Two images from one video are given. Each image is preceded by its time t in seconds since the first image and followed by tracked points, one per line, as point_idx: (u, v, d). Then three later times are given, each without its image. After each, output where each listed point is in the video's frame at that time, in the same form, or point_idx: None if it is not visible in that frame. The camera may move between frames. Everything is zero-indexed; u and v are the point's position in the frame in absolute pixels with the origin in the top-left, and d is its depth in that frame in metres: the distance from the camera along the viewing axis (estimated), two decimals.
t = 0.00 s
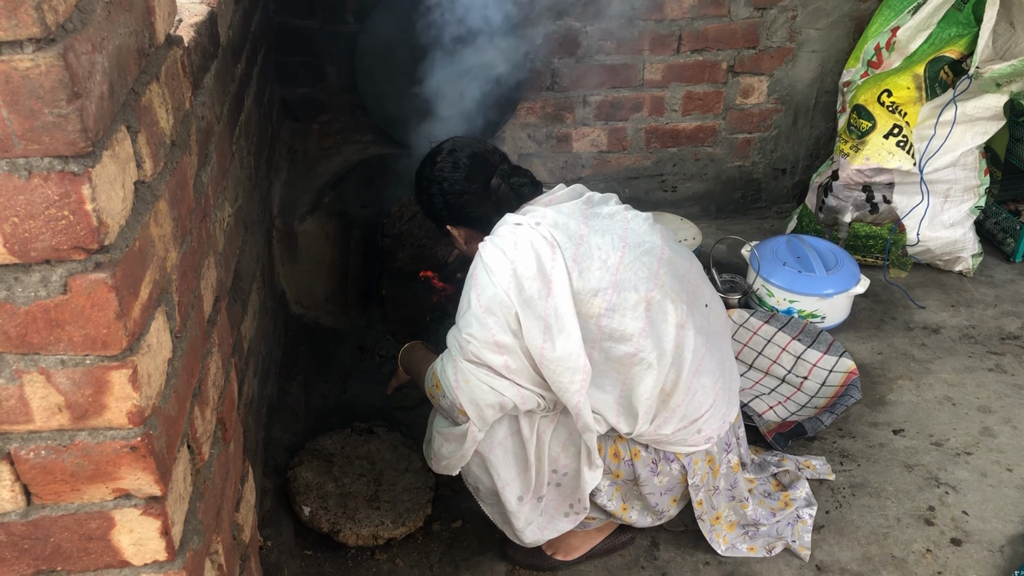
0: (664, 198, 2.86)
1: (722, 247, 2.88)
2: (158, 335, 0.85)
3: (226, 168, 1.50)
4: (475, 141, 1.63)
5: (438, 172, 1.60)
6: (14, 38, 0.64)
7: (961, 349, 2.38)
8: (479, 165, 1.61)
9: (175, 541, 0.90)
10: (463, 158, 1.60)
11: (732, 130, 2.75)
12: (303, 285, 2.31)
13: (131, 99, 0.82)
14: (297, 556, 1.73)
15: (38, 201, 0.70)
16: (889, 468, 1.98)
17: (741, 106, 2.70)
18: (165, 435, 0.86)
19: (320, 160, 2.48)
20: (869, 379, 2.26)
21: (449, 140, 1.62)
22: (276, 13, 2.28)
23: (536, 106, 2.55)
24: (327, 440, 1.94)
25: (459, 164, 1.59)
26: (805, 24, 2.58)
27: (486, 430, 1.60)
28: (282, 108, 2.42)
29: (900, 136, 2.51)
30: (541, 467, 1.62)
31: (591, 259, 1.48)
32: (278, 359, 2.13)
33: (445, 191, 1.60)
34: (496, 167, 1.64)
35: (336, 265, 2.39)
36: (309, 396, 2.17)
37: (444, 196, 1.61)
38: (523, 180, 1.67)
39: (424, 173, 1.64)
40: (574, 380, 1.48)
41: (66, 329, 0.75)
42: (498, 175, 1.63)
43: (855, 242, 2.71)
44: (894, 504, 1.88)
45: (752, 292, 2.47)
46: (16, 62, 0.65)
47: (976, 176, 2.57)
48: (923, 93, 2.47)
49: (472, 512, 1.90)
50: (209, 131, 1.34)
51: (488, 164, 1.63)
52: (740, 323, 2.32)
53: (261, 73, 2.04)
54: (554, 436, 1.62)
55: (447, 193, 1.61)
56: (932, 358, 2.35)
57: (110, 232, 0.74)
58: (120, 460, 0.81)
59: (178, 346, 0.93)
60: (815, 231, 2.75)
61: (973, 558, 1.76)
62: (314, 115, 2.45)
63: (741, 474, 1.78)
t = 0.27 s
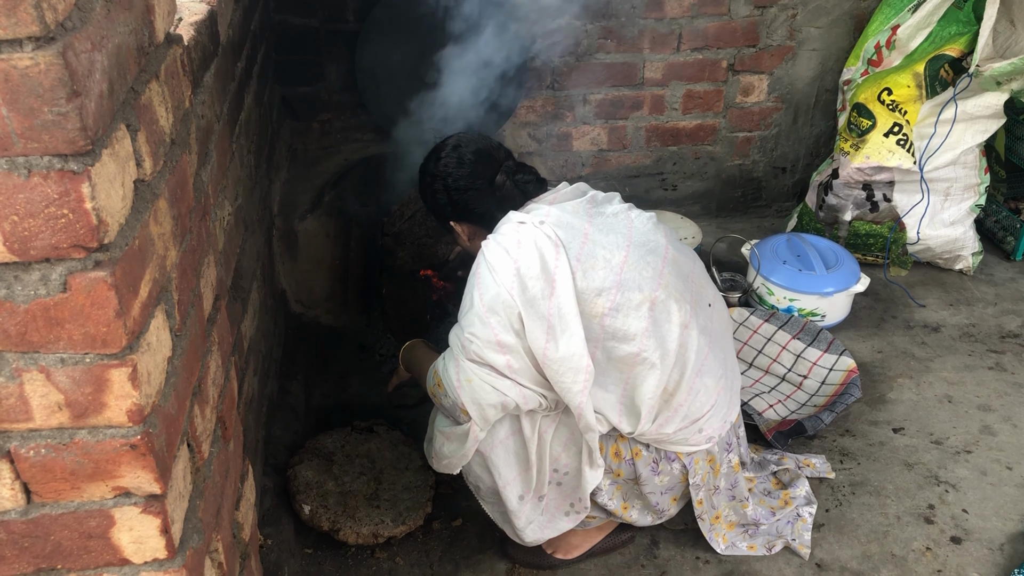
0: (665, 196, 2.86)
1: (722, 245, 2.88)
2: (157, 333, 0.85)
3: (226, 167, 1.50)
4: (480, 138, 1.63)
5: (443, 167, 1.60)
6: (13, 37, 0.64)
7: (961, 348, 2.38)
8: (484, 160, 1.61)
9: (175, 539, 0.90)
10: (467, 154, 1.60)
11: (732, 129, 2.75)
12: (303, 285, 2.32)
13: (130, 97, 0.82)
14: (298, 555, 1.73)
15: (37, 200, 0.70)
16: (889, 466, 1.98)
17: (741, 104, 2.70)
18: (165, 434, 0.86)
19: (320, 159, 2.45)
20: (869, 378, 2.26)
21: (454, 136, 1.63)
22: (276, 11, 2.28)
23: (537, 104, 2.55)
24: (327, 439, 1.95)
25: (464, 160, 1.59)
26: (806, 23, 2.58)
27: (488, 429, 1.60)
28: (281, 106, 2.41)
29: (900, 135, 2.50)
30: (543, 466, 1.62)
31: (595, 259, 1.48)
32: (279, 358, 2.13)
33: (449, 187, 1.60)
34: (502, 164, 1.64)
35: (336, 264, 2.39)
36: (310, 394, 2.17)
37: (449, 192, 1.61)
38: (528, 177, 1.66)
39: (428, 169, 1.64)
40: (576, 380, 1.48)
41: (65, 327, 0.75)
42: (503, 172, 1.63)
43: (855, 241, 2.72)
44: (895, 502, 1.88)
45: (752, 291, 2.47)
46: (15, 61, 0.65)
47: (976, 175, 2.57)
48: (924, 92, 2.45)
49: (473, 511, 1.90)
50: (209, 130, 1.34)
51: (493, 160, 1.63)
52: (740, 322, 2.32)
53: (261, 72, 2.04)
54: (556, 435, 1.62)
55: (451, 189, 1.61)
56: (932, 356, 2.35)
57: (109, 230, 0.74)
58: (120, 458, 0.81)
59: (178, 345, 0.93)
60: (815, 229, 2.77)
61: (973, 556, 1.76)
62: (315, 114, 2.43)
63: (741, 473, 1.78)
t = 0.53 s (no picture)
0: (665, 196, 2.87)
1: (722, 244, 2.88)
2: (157, 334, 0.85)
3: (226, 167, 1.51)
4: (486, 136, 1.63)
5: (448, 165, 1.60)
6: (13, 38, 0.64)
7: (961, 347, 2.38)
8: (489, 159, 1.61)
9: (176, 539, 0.90)
10: (472, 152, 1.60)
11: (732, 128, 2.75)
12: (302, 286, 2.33)
13: (129, 98, 0.82)
14: (298, 555, 1.73)
15: (37, 200, 0.70)
16: (890, 465, 1.98)
17: (741, 104, 2.70)
18: (165, 434, 0.87)
19: (320, 159, 2.45)
20: (869, 377, 2.27)
21: (459, 134, 1.63)
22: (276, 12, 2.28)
23: (537, 104, 2.55)
24: (327, 439, 1.95)
25: (468, 158, 1.59)
26: (806, 22, 2.58)
27: (490, 430, 1.60)
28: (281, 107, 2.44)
29: (900, 134, 2.50)
30: (544, 466, 1.63)
31: (599, 260, 1.48)
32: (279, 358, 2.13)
33: (454, 185, 1.61)
34: (507, 163, 1.63)
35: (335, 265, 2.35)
36: (310, 394, 2.18)
37: (454, 190, 1.61)
38: (534, 176, 1.65)
39: (432, 166, 1.64)
40: (579, 381, 1.48)
41: (66, 327, 0.75)
42: (508, 170, 1.62)
43: (855, 240, 2.72)
44: (895, 501, 1.88)
45: (752, 290, 2.47)
46: (15, 62, 0.65)
47: (976, 174, 2.57)
48: (924, 91, 2.45)
49: (473, 510, 1.90)
50: (208, 130, 1.34)
51: (498, 158, 1.62)
52: (740, 321, 2.33)
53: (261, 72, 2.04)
54: (558, 436, 1.62)
55: (456, 187, 1.61)
56: (932, 355, 2.35)
57: (109, 230, 0.74)
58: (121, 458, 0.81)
59: (177, 345, 0.93)
60: (815, 229, 2.77)
61: (973, 555, 1.76)
62: (315, 114, 2.47)
63: (741, 473, 1.78)
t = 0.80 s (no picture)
0: (664, 197, 2.87)
1: (722, 245, 2.88)
2: (157, 335, 0.85)
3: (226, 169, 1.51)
4: (487, 136, 1.63)
5: (450, 164, 1.60)
6: (13, 40, 0.65)
7: (961, 347, 2.39)
8: (490, 159, 1.61)
9: (176, 540, 0.90)
10: (474, 152, 1.60)
11: (732, 129, 2.75)
12: (303, 286, 2.30)
13: (129, 99, 0.82)
14: (298, 556, 1.73)
15: (37, 202, 0.70)
16: (890, 466, 1.98)
17: (741, 105, 2.71)
18: (165, 435, 0.87)
19: (320, 161, 2.42)
20: (869, 377, 2.27)
21: (461, 133, 1.63)
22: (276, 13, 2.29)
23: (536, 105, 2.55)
24: (327, 440, 1.95)
25: (470, 158, 1.59)
26: (805, 23, 2.58)
27: (490, 430, 1.60)
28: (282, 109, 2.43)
29: (900, 135, 2.50)
30: (544, 467, 1.63)
31: (601, 260, 1.48)
32: (279, 360, 2.13)
33: (456, 185, 1.61)
34: (509, 162, 1.64)
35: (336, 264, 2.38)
36: (310, 396, 2.18)
37: (455, 189, 1.62)
38: (536, 176, 1.65)
39: (434, 166, 1.64)
40: (580, 382, 1.48)
41: (65, 329, 0.75)
42: (509, 170, 1.62)
43: (854, 241, 2.72)
44: (895, 501, 1.88)
45: (752, 291, 2.47)
46: (15, 64, 0.65)
47: (975, 175, 2.58)
48: (923, 92, 2.45)
49: (473, 511, 1.90)
50: (208, 131, 1.34)
51: (499, 158, 1.63)
52: (740, 322, 2.33)
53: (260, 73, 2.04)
54: (558, 436, 1.62)
55: (458, 187, 1.61)
56: (932, 356, 2.35)
57: (109, 232, 0.74)
58: (121, 460, 0.81)
59: (177, 346, 0.93)
60: (815, 229, 2.78)
61: (973, 555, 1.76)
62: (315, 116, 2.44)
63: (741, 474, 1.78)
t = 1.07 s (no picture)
0: (664, 198, 2.87)
1: (722, 246, 2.88)
2: (157, 336, 0.85)
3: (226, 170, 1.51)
4: (484, 137, 1.63)
5: (447, 165, 1.60)
6: (12, 41, 0.65)
7: (961, 348, 2.39)
8: (487, 160, 1.61)
9: (175, 541, 0.90)
10: (471, 153, 1.60)
11: (732, 130, 2.75)
12: (303, 286, 2.32)
13: (128, 101, 0.83)
14: (298, 557, 1.73)
15: (36, 204, 0.70)
16: (890, 466, 1.98)
17: (741, 106, 2.71)
18: (165, 437, 0.87)
19: (320, 161, 2.45)
20: (869, 378, 2.27)
21: (458, 135, 1.63)
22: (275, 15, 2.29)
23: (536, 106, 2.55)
24: (327, 441, 1.95)
25: (467, 159, 1.59)
26: (805, 24, 2.58)
27: (488, 430, 1.60)
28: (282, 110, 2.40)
29: (900, 135, 2.51)
30: (543, 467, 1.62)
31: (597, 260, 1.48)
32: (279, 361, 2.13)
33: (453, 186, 1.61)
34: (505, 163, 1.64)
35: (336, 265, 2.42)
36: (310, 397, 2.17)
37: (452, 190, 1.61)
38: (531, 176, 1.66)
39: (431, 168, 1.64)
40: (576, 381, 1.48)
41: (65, 330, 0.75)
42: (506, 171, 1.63)
43: (854, 242, 2.72)
44: (895, 502, 1.88)
45: (752, 292, 2.47)
46: (14, 65, 0.66)
47: (975, 176, 2.58)
48: (923, 92, 2.46)
49: (473, 512, 1.90)
50: (208, 133, 1.34)
51: (496, 159, 1.63)
52: (740, 323, 2.32)
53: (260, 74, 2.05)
54: (556, 436, 1.62)
55: (455, 188, 1.61)
56: (932, 356, 2.35)
57: (108, 234, 0.74)
58: (120, 461, 0.82)
59: (177, 348, 0.93)
60: (815, 230, 2.77)
61: (974, 556, 1.76)
62: (315, 117, 2.42)
63: (741, 474, 1.78)
